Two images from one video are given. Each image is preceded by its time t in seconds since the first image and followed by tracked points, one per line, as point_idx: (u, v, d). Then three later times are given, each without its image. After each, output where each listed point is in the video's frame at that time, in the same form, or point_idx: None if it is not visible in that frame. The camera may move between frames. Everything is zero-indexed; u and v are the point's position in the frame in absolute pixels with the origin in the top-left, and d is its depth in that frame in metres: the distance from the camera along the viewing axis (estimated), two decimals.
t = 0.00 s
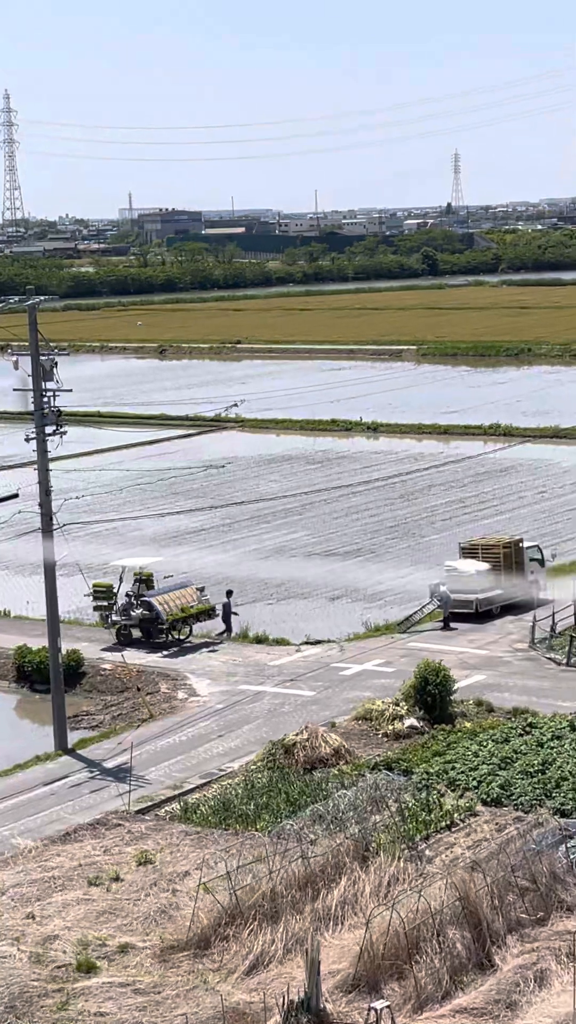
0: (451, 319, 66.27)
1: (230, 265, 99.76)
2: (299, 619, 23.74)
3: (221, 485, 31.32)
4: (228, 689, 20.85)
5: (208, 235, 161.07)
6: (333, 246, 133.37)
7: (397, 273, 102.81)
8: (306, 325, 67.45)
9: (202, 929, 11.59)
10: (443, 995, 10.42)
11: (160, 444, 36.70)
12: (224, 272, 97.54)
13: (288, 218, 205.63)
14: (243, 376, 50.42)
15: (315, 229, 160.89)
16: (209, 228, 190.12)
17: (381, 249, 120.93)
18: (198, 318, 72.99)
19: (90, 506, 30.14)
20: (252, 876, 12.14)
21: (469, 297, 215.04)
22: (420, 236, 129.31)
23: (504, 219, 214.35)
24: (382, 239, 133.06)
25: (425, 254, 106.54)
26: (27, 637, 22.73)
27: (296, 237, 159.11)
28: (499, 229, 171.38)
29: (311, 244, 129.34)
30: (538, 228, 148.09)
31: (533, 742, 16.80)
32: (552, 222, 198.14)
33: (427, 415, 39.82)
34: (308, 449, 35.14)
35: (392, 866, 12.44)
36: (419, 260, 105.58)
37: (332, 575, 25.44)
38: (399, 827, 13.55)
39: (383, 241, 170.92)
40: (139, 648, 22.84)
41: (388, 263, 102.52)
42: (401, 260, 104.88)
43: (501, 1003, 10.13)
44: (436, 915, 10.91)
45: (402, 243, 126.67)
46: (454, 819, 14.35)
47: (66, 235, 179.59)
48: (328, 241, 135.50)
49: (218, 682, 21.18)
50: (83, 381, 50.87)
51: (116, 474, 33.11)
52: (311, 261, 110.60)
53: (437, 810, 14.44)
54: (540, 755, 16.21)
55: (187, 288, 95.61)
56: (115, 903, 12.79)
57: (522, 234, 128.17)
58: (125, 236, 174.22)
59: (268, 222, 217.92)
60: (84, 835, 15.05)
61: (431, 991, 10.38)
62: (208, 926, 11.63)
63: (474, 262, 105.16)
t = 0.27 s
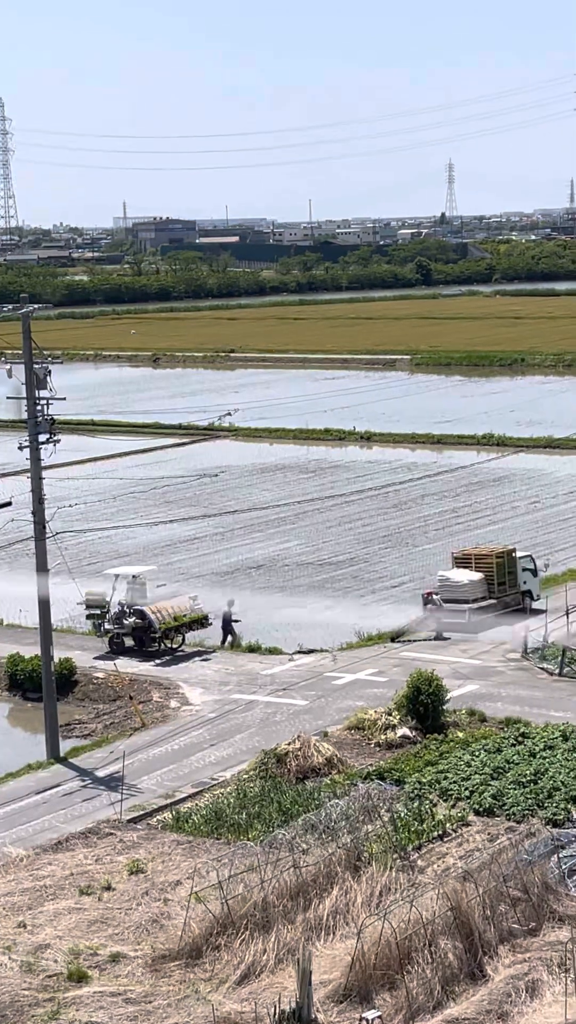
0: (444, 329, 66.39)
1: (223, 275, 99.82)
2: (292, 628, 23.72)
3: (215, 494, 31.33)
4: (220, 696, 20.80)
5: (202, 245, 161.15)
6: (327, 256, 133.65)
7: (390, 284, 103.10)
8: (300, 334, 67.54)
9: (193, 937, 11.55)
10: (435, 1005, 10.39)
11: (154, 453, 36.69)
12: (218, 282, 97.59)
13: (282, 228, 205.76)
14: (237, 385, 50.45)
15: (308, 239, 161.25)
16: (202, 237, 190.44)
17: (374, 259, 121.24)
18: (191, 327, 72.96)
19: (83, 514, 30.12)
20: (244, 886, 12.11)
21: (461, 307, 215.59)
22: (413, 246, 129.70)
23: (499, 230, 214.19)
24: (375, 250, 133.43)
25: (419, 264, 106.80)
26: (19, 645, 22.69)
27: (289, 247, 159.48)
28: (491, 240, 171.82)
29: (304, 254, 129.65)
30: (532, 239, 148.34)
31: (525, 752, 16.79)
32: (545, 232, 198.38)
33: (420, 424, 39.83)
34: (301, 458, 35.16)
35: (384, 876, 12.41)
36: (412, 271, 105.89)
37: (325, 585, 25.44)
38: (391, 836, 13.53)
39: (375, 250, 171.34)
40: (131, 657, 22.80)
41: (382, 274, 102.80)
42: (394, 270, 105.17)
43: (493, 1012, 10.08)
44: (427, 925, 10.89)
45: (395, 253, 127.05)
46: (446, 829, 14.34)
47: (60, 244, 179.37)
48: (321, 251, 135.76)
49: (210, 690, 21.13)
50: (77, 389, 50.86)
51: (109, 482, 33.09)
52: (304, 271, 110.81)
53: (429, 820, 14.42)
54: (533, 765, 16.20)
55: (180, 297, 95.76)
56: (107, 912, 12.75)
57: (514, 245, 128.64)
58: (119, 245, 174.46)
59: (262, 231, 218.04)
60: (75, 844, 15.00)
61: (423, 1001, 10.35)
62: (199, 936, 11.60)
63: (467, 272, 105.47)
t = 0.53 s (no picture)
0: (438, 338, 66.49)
1: (217, 283, 99.81)
2: (284, 636, 23.68)
3: (209, 503, 31.32)
4: (213, 703, 20.74)
5: (196, 255, 161.08)
6: (321, 264, 133.95)
7: (384, 293, 103.35)
8: (295, 342, 67.63)
9: (184, 947, 11.52)
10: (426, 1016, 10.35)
11: (147, 461, 36.67)
12: (212, 291, 97.54)
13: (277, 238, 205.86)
14: (231, 393, 50.46)
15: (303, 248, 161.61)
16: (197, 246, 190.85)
17: (367, 268, 121.50)
18: (185, 336, 73.00)
19: (76, 522, 30.08)
20: (235, 894, 12.07)
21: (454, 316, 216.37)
22: (408, 256, 129.92)
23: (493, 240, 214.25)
24: (369, 259, 133.68)
25: (413, 273, 106.99)
26: (11, 653, 22.65)
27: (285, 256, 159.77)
28: (484, 251, 172.51)
29: (298, 263, 129.89)
30: (527, 249, 148.41)
31: (518, 762, 16.78)
32: (540, 241, 198.34)
33: (414, 434, 39.83)
34: (294, 467, 35.17)
35: (375, 887, 12.37)
36: (407, 279, 106.08)
37: (318, 593, 25.43)
38: (383, 846, 13.49)
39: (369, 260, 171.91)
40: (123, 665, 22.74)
41: (375, 283, 103.04)
42: (388, 279, 105.34)
43: None
44: (419, 935, 10.86)
45: (389, 262, 127.28)
46: (438, 839, 14.32)
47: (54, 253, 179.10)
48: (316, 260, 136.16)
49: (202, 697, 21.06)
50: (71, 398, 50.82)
51: (103, 490, 33.07)
52: (299, 280, 110.98)
53: (421, 830, 14.39)
54: (525, 775, 16.18)
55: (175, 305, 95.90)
56: (98, 921, 12.71)
57: (508, 255, 128.95)
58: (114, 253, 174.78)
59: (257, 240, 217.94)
60: (66, 853, 14.95)
61: (414, 1011, 10.31)
62: (191, 946, 11.56)
63: (462, 282, 105.70)
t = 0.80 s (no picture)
0: (433, 346, 66.50)
1: (211, 290, 99.84)
2: (277, 644, 23.66)
3: (202, 510, 31.31)
4: (206, 711, 20.72)
5: (190, 262, 161.14)
6: (316, 272, 134.06)
7: (378, 302, 103.47)
8: (289, 350, 67.68)
9: (176, 956, 11.50)
10: None
11: (141, 468, 36.67)
12: (207, 298, 97.64)
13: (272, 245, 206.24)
14: (225, 401, 50.47)
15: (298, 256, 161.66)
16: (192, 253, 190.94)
17: (362, 276, 121.67)
18: (180, 343, 73.09)
19: (70, 529, 30.06)
20: (228, 903, 12.04)
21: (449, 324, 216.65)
22: (402, 264, 130.05)
23: (488, 248, 214.62)
24: (365, 267, 133.84)
25: (408, 282, 107.12)
26: (4, 661, 22.62)
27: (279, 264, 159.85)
28: (479, 259, 172.67)
29: (294, 270, 130.03)
30: (521, 259, 148.66)
31: (510, 770, 16.78)
32: (533, 250, 198.85)
33: (408, 442, 39.85)
34: (288, 475, 35.17)
35: (367, 895, 12.35)
36: (401, 287, 106.17)
37: (311, 601, 25.43)
38: (376, 854, 13.47)
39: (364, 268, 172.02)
40: (116, 673, 22.71)
41: (370, 292, 103.11)
42: (383, 287, 105.45)
43: None
44: (411, 944, 10.85)
45: (384, 270, 127.42)
46: (431, 848, 14.31)
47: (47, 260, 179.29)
48: (312, 268, 136.29)
49: (195, 704, 21.04)
50: (65, 404, 50.82)
51: (97, 497, 33.05)
52: (293, 288, 111.04)
53: (413, 838, 14.37)
54: (519, 784, 16.19)
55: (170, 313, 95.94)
56: (90, 929, 12.69)
57: (502, 263, 129.14)
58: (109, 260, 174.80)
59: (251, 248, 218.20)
60: (58, 861, 14.92)
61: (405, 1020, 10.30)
62: (183, 954, 11.54)
63: (457, 291, 105.90)
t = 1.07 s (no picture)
0: (429, 354, 66.52)
1: (207, 296, 99.92)
2: (272, 650, 23.64)
3: (198, 516, 31.30)
4: (200, 717, 20.69)
5: (187, 267, 161.23)
6: (313, 279, 134.19)
7: (374, 308, 103.52)
8: (285, 357, 67.72)
9: (170, 961, 11.47)
10: None
11: (136, 473, 36.68)
12: (203, 303, 97.66)
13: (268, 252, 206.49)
14: (221, 406, 50.48)
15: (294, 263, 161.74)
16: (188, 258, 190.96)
17: (359, 283, 121.74)
18: (176, 349, 73.09)
19: (65, 535, 30.04)
20: (222, 909, 12.03)
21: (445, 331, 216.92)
22: (399, 270, 130.16)
23: (484, 256, 214.98)
24: (362, 273, 133.98)
25: (404, 289, 107.19)
26: None
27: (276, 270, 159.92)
28: (476, 267, 172.77)
29: (292, 276, 130.13)
30: (517, 266, 148.84)
31: (505, 777, 16.78)
32: (528, 257, 199.32)
33: (404, 449, 39.86)
34: (283, 481, 35.17)
35: (362, 901, 12.33)
36: (397, 294, 106.21)
37: (306, 607, 25.42)
38: (370, 861, 13.46)
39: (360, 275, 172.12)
40: (111, 679, 22.69)
41: (366, 298, 103.16)
42: (379, 294, 105.49)
43: None
44: (405, 950, 10.84)
45: (380, 277, 127.56)
46: (425, 854, 14.29)
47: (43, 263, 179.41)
48: (309, 274, 136.40)
49: (189, 710, 21.01)
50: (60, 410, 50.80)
51: (92, 502, 33.04)
52: (290, 294, 111.06)
53: (408, 845, 14.36)
54: (513, 793, 16.17)
55: (166, 318, 95.96)
56: (84, 935, 12.67)
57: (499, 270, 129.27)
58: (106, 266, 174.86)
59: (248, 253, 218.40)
60: (52, 867, 14.88)
61: None
62: (177, 959, 11.52)
63: (453, 297, 105.99)
